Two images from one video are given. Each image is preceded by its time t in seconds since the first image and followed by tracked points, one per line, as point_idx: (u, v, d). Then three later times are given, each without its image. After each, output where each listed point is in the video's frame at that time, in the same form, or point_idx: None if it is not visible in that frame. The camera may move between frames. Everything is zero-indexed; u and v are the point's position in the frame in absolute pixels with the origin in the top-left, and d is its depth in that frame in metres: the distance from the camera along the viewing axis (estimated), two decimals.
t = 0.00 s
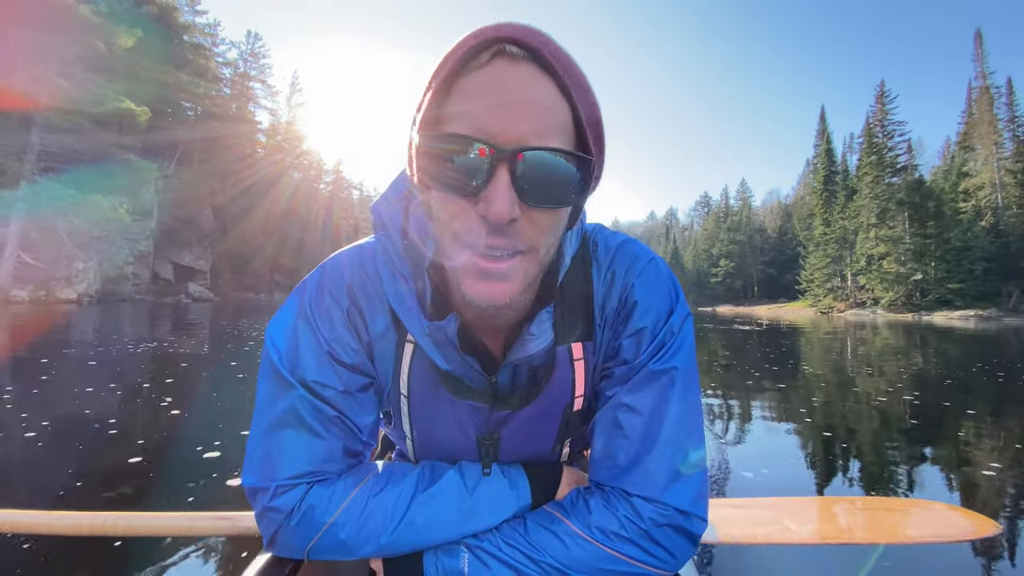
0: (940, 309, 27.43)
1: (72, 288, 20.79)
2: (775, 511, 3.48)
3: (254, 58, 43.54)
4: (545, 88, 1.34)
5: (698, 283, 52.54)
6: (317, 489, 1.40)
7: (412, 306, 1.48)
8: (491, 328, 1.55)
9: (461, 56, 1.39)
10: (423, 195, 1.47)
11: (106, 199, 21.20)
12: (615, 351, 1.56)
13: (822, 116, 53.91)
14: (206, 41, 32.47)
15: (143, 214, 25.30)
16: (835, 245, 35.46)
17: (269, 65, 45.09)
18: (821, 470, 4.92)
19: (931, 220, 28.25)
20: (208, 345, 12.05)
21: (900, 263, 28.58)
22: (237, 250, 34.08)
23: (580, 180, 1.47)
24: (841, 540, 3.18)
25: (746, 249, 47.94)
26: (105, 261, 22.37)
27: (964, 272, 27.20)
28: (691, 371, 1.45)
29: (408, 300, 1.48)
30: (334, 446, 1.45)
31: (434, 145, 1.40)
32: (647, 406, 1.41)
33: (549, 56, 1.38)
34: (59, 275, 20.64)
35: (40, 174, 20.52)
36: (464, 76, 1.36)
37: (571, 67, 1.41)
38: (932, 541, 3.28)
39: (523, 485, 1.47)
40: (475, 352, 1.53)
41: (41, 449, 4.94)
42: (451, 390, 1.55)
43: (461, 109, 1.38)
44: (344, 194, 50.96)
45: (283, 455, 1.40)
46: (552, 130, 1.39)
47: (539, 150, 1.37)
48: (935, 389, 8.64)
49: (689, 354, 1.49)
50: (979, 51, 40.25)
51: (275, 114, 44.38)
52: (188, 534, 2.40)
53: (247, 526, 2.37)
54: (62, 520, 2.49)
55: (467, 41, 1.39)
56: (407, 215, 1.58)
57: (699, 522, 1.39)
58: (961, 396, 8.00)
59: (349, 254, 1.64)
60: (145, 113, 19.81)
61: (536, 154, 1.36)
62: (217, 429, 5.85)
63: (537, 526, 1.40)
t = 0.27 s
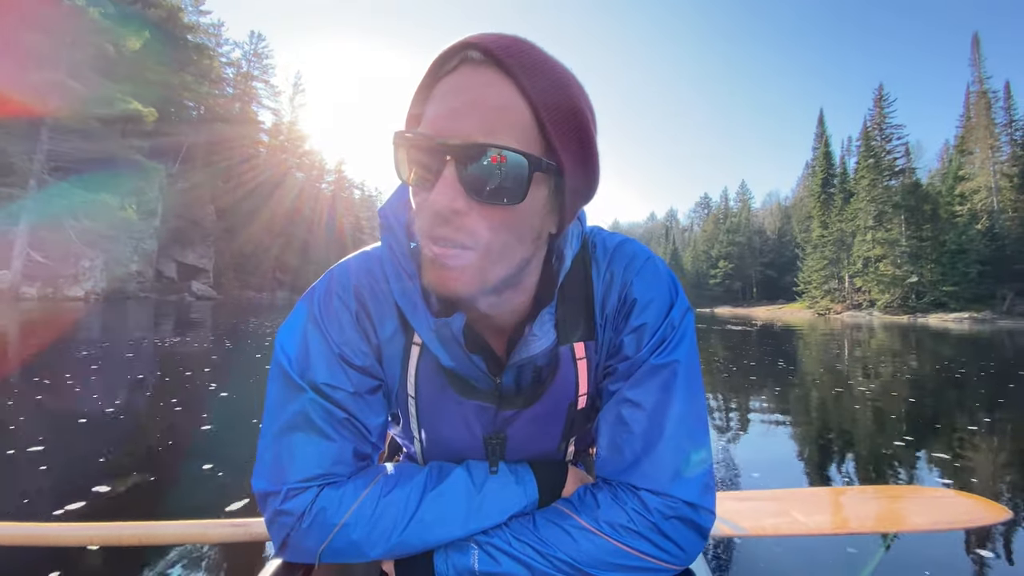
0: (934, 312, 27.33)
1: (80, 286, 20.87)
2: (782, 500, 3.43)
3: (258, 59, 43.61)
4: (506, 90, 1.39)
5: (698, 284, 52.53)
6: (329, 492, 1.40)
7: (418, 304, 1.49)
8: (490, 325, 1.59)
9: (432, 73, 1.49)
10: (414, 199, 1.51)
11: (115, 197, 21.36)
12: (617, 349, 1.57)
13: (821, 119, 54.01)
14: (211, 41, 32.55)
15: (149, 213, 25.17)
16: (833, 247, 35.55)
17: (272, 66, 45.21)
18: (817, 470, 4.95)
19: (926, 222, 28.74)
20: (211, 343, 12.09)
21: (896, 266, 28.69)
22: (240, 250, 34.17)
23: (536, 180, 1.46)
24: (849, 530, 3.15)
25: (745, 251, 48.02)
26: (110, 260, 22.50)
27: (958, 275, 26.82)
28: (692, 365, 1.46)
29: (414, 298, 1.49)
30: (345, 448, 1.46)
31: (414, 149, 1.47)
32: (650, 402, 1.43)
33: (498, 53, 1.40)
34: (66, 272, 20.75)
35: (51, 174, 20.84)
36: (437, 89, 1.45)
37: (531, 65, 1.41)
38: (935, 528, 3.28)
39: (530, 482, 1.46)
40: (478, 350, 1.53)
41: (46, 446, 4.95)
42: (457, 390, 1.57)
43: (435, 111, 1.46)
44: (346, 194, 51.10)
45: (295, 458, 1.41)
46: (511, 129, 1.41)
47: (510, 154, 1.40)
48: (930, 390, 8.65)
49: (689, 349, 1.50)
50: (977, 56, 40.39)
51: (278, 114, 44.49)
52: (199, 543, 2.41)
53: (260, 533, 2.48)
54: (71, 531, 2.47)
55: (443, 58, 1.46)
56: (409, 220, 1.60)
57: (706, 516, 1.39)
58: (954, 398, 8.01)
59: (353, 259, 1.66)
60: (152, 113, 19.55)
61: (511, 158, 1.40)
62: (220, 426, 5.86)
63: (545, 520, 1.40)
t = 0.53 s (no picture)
0: (930, 314, 27.39)
1: (87, 284, 20.92)
2: (782, 497, 3.48)
3: (261, 59, 43.74)
4: (501, 98, 1.41)
5: (697, 285, 52.56)
6: (333, 494, 1.40)
7: (417, 305, 1.51)
8: (490, 326, 1.61)
9: (430, 83, 1.51)
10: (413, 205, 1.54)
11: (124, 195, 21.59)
12: (613, 349, 1.59)
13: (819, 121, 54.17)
14: (215, 41, 32.67)
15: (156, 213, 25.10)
16: (830, 250, 35.63)
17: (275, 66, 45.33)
18: (814, 470, 4.99)
19: (922, 225, 28.80)
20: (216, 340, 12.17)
21: (892, 268, 28.95)
22: (244, 249, 34.32)
23: (531, 186, 1.49)
24: (854, 526, 3.20)
25: (745, 252, 48.15)
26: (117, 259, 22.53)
27: (953, 277, 26.67)
28: (688, 364, 1.48)
29: (413, 300, 1.51)
30: (348, 449, 1.46)
31: (413, 155, 1.49)
32: (649, 402, 1.44)
33: (493, 62, 1.43)
34: (74, 270, 20.73)
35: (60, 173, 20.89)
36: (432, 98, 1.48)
37: (519, 72, 1.43)
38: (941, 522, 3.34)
39: (531, 481, 1.47)
40: (477, 351, 1.55)
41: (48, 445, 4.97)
42: (457, 391, 1.58)
43: (432, 116, 1.48)
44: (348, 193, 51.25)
45: (297, 461, 1.41)
46: (501, 136, 1.44)
47: (503, 159, 1.43)
48: (925, 391, 8.69)
49: (686, 349, 1.52)
50: (973, 60, 40.56)
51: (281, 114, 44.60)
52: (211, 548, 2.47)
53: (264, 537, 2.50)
54: (67, 540, 2.43)
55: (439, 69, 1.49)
56: (409, 225, 1.63)
57: (708, 511, 1.40)
58: (949, 399, 8.07)
59: (353, 263, 1.67)
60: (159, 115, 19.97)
61: (506, 163, 1.43)
62: (221, 424, 5.89)
63: (548, 520, 1.41)
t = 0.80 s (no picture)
0: (925, 315, 27.55)
1: (94, 283, 21.04)
2: (780, 497, 3.46)
3: (263, 60, 43.85)
4: (501, 96, 1.42)
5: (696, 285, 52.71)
6: (329, 497, 1.41)
7: (413, 305, 1.52)
8: (489, 327, 1.62)
9: (429, 78, 1.52)
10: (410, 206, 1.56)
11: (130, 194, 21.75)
12: (611, 350, 1.60)
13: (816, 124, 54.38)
14: (218, 42, 32.78)
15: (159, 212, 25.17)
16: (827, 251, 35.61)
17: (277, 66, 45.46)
18: (811, 469, 5.00)
19: (918, 227, 28.68)
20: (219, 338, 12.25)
21: (888, 270, 28.95)
22: (246, 248, 34.44)
23: (529, 185, 1.51)
24: (850, 528, 3.20)
25: (744, 253, 48.19)
26: (123, 259, 22.56)
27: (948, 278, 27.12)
28: (685, 364, 1.50)
29: (409, 300, 1.52)
30: (345, 451, 1.47)
31: (412, 154, 1.51)
32: (646, 404, 1.45)
33: (494, 60, 1.44)
34: (81, 270, 20.89)
35: (68, 175, 21.18)
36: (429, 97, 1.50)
37: (520, 70, 1.45)
38: (940, 522, 3.31)
39: (527, 483, 1.48)
40: (475, 352, 1.56)
41: (53, 440, 5.03)
42: (454, 393, 1.59)
43: (430, 115, 1.50)
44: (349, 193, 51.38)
45: (294, 464, 1.42)
46: (502, 135, 1.45)
47: (503, 158, 1.44)
48: (920, 390, 8.75)
49: (683, 351, 1.53)
50: (971, 62, 40.64)
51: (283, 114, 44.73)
52: (204, 550, 2.48)
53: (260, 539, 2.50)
54: (68, 541, 2.44)
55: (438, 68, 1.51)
56: (407, 226, 1.64)
57: (705, 512, 1.41)
58: (944, 399, 8.08)
59: (349, 264, 1.69)
60: (164, 116, 19.47)
61: (505, 163, 1.45)
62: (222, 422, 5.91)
63: (545, 523, 1.42)
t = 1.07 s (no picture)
0: (921, 314, 27.63)
1: (101, 284, 21.36)
2: (777, 501, 3.54)
3: (265, 62, 43.97)
4: (504, 91, 1.44)
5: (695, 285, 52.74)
6: (323, 495, 1.42)
7: (411, 304, 1.53)
8: (486, 327, 1.64)
9: (431, 74, 1.54)
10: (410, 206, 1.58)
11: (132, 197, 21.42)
12: (608, 350, 1.61)
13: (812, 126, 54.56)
14: (221, 44, 32.89)
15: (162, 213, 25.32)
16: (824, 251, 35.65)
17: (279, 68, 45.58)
18: (809, 468, 5.03)
19: (914, 228, 28.56)
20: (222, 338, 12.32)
21: (884, 270, 28.92)
22: (249, 249, 34.56)
23: (533, 183, 1.53)
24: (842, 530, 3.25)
25: (743, 253, 48.27)
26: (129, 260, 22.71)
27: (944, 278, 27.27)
28: (682, 365, 1.51)
29: (407, 299, 1.53)
30: (340, 450, 1.48)
31: (413, 148, 1.52)
32: (643, 404, 1.47)
33: (499, 56, 1.46)
34: (87, 271, 21.11)
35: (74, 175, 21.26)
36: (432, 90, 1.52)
37: (526, 67, 1.47)
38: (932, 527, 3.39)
39: (523, 483, 1.50)
40: (473, 352, 1.58)
41: (55, 437, 5.06)
42: (451, 393, 1.61)
43: (433, 110, 1.51)
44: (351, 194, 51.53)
45: (287, 462, 1.43)
46: (508, 132, 1.47)
47: (506, 156, 1.46)
48: (916, 389, 8.81)
49: (680, 352, 1.54)
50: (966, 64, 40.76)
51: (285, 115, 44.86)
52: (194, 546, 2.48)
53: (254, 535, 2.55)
54: (65, 537, 2.47)
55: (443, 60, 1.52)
56: (404, 223, 1.65)
57: (699, 513, 1.42)
58: (940, 398, 8.10)
59: (347, 261, 1.70)
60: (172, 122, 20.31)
61: (508, 160, 1.46)
62: (220, 421, 5.93)
63: (539, 524, 1.43)
